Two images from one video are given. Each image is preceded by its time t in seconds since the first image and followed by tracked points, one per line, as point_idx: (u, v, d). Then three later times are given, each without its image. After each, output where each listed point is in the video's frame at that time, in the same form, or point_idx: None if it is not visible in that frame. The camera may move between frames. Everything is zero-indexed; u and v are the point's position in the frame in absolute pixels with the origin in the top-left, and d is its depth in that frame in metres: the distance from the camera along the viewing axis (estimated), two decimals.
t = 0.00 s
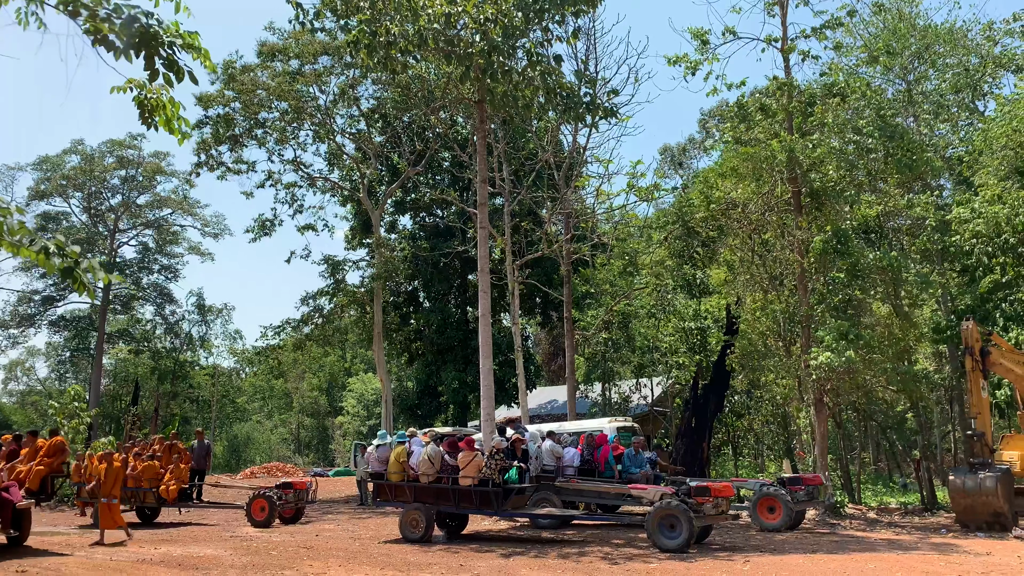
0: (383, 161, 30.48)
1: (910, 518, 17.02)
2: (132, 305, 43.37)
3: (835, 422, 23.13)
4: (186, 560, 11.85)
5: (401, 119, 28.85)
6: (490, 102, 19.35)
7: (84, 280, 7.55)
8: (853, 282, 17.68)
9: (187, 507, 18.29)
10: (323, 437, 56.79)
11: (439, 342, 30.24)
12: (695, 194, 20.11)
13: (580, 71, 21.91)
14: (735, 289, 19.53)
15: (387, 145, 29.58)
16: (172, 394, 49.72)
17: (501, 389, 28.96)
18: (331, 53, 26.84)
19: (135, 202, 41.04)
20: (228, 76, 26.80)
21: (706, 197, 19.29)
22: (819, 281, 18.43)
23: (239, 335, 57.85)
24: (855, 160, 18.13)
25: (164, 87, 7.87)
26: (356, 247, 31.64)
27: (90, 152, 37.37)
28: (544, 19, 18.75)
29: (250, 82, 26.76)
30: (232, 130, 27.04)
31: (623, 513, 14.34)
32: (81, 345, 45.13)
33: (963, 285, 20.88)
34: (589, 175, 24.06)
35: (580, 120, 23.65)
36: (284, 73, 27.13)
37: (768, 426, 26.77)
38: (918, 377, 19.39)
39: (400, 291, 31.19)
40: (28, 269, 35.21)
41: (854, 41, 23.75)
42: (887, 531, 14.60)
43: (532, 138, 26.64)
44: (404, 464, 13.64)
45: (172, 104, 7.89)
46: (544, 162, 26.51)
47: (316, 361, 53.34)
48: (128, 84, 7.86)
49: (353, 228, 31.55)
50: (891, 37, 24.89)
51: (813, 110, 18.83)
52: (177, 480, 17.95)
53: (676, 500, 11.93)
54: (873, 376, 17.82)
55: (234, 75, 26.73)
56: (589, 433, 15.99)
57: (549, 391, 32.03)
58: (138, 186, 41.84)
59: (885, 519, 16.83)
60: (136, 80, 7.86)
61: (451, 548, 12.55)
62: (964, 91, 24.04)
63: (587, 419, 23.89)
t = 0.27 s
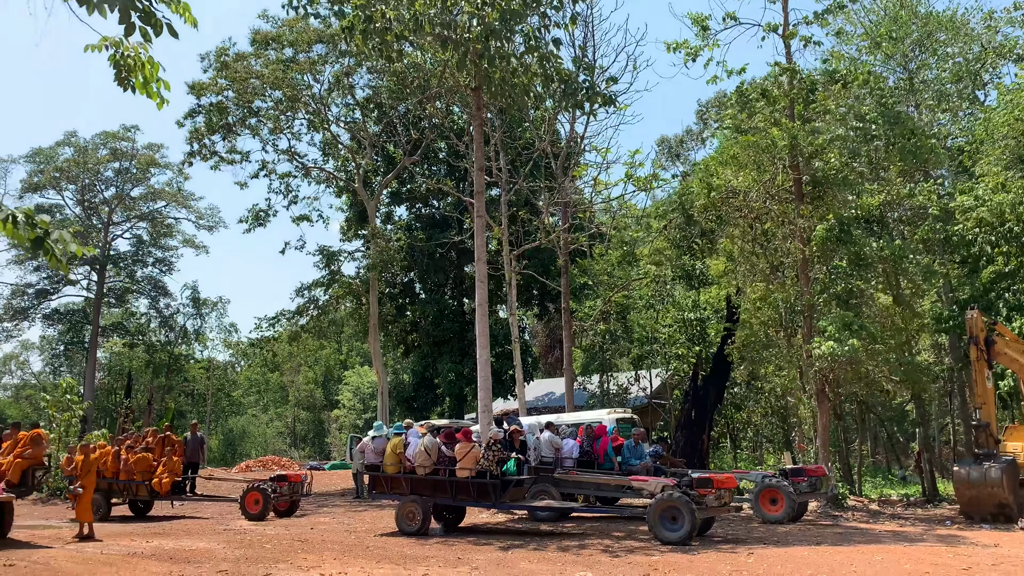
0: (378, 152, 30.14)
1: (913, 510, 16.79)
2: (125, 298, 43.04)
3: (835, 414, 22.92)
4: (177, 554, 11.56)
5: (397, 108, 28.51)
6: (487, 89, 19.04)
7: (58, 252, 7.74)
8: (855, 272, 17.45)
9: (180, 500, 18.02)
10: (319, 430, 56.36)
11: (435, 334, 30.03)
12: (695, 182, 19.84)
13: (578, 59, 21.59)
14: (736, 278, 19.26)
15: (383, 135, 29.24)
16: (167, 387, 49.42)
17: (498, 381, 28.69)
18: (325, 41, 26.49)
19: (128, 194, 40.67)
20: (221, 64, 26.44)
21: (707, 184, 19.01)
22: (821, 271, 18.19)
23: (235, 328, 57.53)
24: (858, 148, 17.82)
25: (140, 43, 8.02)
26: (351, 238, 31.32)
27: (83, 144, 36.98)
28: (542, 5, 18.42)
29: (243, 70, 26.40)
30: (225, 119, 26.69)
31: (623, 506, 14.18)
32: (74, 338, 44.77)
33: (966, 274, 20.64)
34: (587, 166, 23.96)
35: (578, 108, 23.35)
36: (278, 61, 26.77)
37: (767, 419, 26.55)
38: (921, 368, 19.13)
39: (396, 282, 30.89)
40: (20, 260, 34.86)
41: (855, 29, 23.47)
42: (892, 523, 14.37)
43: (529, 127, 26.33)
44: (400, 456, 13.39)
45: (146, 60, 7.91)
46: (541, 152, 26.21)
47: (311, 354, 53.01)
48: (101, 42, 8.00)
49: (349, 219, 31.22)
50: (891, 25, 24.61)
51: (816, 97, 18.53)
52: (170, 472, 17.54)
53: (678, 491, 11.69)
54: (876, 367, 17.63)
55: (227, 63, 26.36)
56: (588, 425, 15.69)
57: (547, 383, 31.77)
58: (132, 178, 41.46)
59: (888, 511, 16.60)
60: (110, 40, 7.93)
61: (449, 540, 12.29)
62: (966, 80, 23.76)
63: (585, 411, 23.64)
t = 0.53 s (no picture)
0: (387, 148, 29.86)
1: (931, 513, 16.41)
2: (134, 295, 42.92)
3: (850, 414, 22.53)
4: (178, 553, 11.29)
5: (406, 104, 28.22)
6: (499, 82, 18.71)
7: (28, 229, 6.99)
8: (874, 269, 17.06)
9: (184, 498, 17.76)
10: (327, 428, 56.09)
11: (444, 332, 29.76)
12: (709, 177, 19.50)
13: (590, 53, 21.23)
14: (750, 275, 18.92)
15: (391, 131, 28.95)
16: (175, 385, 49.32)
17: (506, 379, 28.38)
18: (334, 36, 26.22)
19: (137, 192, 40.53)
20: (229, 59, 26.19)
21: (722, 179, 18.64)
22: (838, 268, 17.80)
23: (243, 326, 57.41)
24: (876, 143, 17.44)
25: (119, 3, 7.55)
26: (359, 235, 31.06)
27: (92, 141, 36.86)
28: None
29: (251, 64, 26.16)
30: (233, 114, 26.45)
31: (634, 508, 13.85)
32: (82, 335, 44.70)
33: (985, 272, 20.20)
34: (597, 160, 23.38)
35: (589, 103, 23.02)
36: (287, 55, 26.51)
37: (779, 419, 26.16)
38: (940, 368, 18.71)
39: (404, 279, 30.62)
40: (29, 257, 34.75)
41: (872, 23, 23.03)
42: (911, 527, 14.00)
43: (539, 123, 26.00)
44: (407, 455, 13.09)
45: (129, 21, 7.47)
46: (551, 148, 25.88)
47: (319, 352, 52.83)
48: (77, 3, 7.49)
49: (357, 216, 30.96)
50: (910, 18, 24.15)
51: (833, 91, 18.14)
52: (174, 470, 17.20)
53: (692, 493, 11.36)
54: (894, 366, 17.24)
55: (235, 58, 26.11)
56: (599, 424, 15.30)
57: (556, 382, 31.45)
58: (141, 175, 41.32)
59: (906, 514, 16.22)
60: None
61: (456, 542, 11.98)
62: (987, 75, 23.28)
63: (595, 410, 23.30)
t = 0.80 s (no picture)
0: (397, 144, 29.68)
1: (952, 516, 16.09)
2: (145, 293, 42.92)
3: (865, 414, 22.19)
4: (185, 552, 11.10)
5: (417, 101, 28.01)
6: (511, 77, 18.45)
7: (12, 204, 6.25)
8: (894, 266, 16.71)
9: (192, 495, 17.61)
10: (336, 426, 55.76)
11: (454, 330, 29.56)
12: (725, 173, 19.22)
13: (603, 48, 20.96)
14: (764, 271, 18.62)
15: (402, 128, 28.77)
16: (185, 382, 49.32)
17: (517, 378, 28.15)
18: (344, 31, 26.04)
19: (148, 189, 40.50)
20: (240, 54, 26.05)
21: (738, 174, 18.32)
22: (856, 265, 17.48)
23: (253, 324, 57.40)
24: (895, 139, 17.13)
25: None
26: (369, 232, 30.88)
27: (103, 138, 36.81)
28: None
29: (262, 60, 26.01)
30: (243, 110, 26.31)
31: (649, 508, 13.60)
32: (93, 333, 44.71)
33: (1006, 270, 19.81)
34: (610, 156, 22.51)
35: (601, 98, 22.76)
36: (297, 50, 26.35)
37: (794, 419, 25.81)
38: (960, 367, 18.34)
39: (414, 277, 30.43)
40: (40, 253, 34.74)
41: (890, 17, 22.66)
42: (932, 529, 13.70)
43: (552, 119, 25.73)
44: (417, 453, 12.88)
45: None
46: (564, 144, 25.64)
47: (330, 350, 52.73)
48: None
49: (367, 213, 30.78)
50: (928, 13, 23.76)
51: (851, 85, 17.82)
52: (183, 467, 17.03)
53: (709, 493, 11.10)
54: (914, 365, 16.91)
55: (246, 53, 25.97)
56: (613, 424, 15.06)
57: (567, 380, 31.19)
58: (153, 173, 41.30)
59: (926, 516, 15.90)
60: None
61: (467, 541, 11.77)
62: (1007, 70, 22.87)
63: (608, 409, 23.03)
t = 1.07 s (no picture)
0: (405, 141, 29.46)
1: (971, 515, 15.78)
2: (152, 292, 42.80)
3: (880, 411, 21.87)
4: (192, 552, 10.88)
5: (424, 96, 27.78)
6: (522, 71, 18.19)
7: None
8: (912, 261, 16.30)
9: (200, 494, 17.44)
10: (343, 425, 55.60)
11: (462, 327, 29.34)
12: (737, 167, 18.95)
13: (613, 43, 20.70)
14: (778, 266, 18.33)
15: (409, 124, 28.55)
16: (192, 381, 49.22)
17: (526, 376, 27.91)
18: (351, 27, 25.83)
19: (155, 188, 40.39)
20: (246, 50, 25.85)
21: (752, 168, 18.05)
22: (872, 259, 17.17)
23: (260, 323, 57.30)
24: (912, 131, 16.86)
25: None
26: (376, 229, 30.68)
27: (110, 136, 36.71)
28: None
29: (268, 56, 25.83)
30: (250, 106, 26.11)
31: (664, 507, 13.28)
32: (101, 332, 44.61)
33: None
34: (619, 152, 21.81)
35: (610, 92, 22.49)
36: (304, 46, 26.14)
37: (806, 416, 25.50)
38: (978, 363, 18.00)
39: (422, 274, 30.22)
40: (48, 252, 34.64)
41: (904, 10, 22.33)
42: (953, 528, 13.40)
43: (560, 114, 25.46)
44: (428, 451, 12.64)
45: None
46: (572, 139, 25.37)
47: (336, 348, 52.58)
48: None
49: (374, 211, 30.58)
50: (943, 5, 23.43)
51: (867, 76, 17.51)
52: (190, 466, 16.85)
53: (727, 491, 10.83)
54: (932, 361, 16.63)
55: (252, 50, 25.78)
56: (625, 420, 14.87)
57: (576, 378, 30.94)
58: (160, 172, 41.18)
59: (945, 515, 15.60)
60: None
61: (480, 541, 11.52)
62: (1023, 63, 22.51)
63: (618, 407, 22.76)
